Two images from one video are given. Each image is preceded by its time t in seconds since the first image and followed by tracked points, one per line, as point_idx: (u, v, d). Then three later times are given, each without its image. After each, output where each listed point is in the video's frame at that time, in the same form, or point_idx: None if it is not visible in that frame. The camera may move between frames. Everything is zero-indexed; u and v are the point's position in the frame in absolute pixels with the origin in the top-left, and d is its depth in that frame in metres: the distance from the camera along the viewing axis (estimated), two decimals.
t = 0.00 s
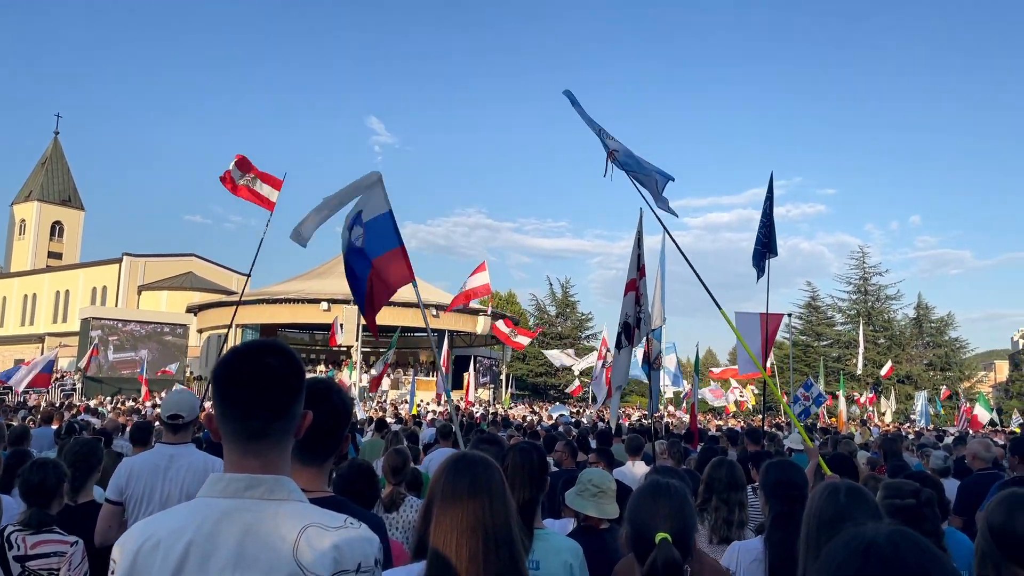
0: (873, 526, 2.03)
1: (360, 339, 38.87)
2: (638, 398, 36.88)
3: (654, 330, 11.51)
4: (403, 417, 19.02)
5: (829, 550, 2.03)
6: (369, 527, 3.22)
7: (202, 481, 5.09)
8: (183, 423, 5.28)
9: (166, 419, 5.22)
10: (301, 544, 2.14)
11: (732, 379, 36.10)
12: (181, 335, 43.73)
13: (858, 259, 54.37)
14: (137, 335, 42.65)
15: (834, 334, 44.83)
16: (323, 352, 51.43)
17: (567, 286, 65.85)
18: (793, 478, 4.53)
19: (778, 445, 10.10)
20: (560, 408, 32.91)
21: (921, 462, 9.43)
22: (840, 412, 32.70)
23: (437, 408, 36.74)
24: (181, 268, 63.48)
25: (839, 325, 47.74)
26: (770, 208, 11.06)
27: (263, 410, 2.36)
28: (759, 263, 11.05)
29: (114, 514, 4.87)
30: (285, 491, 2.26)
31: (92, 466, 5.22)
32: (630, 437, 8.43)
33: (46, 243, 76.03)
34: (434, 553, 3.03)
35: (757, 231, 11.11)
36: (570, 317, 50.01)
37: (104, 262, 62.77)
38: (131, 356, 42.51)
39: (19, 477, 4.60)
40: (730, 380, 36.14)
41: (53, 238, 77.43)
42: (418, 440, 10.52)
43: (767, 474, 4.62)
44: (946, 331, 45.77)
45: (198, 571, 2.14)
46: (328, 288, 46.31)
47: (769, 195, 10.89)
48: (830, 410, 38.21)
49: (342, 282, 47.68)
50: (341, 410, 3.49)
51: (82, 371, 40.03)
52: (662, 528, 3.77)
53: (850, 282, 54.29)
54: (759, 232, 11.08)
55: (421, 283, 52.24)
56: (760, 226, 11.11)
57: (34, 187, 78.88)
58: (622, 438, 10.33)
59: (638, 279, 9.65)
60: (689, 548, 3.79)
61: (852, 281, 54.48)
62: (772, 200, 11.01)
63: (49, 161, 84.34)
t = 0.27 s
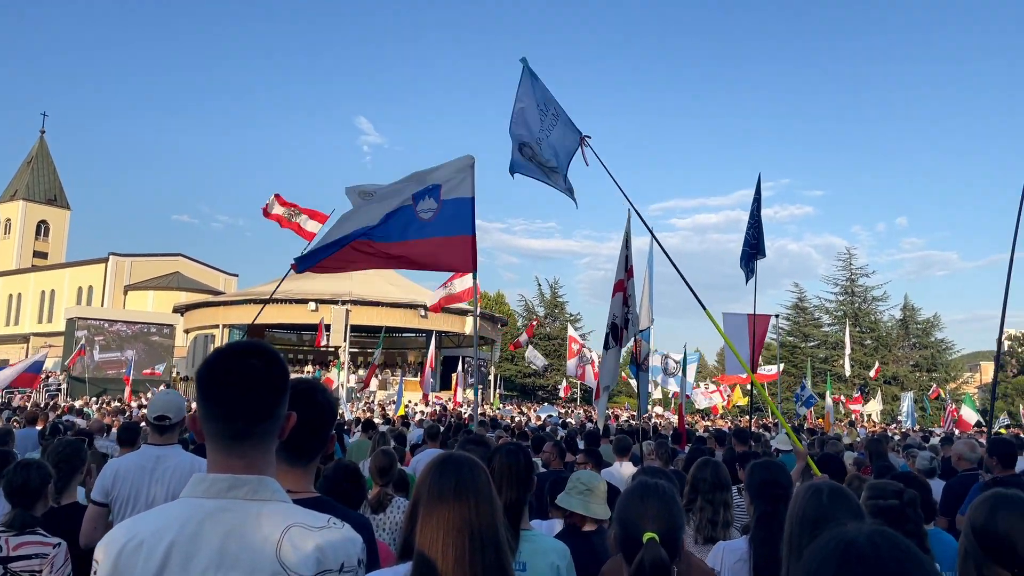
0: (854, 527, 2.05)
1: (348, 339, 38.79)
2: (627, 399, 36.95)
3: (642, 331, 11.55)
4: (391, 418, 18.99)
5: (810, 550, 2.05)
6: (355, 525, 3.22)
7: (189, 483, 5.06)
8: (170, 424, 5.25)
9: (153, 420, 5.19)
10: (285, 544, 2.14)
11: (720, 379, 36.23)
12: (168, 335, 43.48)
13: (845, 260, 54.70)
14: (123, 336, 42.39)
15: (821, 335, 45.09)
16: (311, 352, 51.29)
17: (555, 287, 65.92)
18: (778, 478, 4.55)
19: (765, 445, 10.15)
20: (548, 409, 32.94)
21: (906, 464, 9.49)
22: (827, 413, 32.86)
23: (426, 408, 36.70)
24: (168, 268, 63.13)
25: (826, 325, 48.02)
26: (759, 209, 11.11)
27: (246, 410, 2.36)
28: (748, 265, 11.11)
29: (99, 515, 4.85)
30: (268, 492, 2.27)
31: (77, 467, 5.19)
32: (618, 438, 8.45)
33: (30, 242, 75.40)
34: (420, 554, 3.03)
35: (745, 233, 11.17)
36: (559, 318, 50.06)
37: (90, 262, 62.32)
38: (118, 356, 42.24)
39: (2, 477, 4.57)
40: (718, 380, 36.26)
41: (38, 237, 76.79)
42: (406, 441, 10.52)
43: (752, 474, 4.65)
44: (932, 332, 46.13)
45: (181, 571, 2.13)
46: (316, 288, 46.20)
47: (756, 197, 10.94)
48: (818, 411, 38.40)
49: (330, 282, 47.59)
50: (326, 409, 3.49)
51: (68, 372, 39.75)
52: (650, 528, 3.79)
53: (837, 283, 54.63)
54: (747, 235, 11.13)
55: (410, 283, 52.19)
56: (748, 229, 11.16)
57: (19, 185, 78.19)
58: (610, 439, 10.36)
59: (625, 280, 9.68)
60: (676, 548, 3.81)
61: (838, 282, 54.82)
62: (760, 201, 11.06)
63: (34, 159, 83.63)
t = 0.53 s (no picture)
0: (839, 527, 2.06)
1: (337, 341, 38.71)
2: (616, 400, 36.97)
3: (631, 332, 11.58)
4: (380, 419, 19.03)
5: (798, 550, 2.06)
6: (344, 526, 3.22)
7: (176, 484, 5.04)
8: (158, 425, 5.23)
9: (141, 422, 5.17)
10: (273, 544, 2.14)
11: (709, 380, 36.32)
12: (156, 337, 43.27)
13: (833, 262, 54.99)
14: (111, 337, 42.19)
15: (809, 337, 45.29)
16: (300, 353, 51.18)
17: (545, 288, 65.99)
18: (765, 480, 4.57)
19: (753, 447, 10.17)
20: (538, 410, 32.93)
21: (893, 466, 9.53)
22: (815, 414, 32.99)
23: (414, 410, 36.64)
24: (156, 269, 62.85)
25: (814, 327, 48.24)
26: (748, 212, 11.16)
27: (234, 411, 2.36)
28: (738, 267, 11.15)
29: (87, 517, 4.82)
30: (257, 491, 2.27)
31: (65, 468, 5.17)
32: (607, 440, 8.46)
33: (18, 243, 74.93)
34: (410, 558, 3.03)
35: (736, 235, 11.20)
36: (549, 319, 50.09)
37: (78, 262, 61.97)
38: (105, 357, 42.03)
39: None
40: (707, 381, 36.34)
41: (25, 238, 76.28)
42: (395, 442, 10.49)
43: (739, 476, 4.67)
44: (920, 334, 46.43)
45: (168, 571, 2.13)
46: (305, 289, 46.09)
47: (747, 200, 10.99)
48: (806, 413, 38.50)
49: (320, 283, 47.50)
50: (316, 410, 3.48)
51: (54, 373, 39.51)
52: (639, 530, 3.80)
53: (825, 285, 54.93)
54: (738, 238, 11.17)
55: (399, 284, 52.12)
56: (738, 232, 11.20)
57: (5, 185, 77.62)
58: (600, 440, 10.38)
59: (616, 281, 9.68)
60: (665, 550, 3.81)
61: (826, 284, 55.12)
62: (750, 204, 11.10)
63: (22, 159, 83.14)
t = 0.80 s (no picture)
0: (828, 526, 2.07)
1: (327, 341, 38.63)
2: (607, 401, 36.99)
3: (622, 332, 11.60)
4: (370, 419, 19.00)
5: (790, 548, 2.06)
6: (335, 527, 3.21)
7: (167, 483, 5.02)
8: (149, 425, 5.21)
9: (132, 422, 5.15)
10: (264, 544, 2.13)
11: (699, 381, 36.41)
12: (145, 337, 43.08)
13: (823, 263, 55.23)
14: (100, 337, 41.95)
15: (799, 338, 45.49)
16: (290, 354, 51.03)
17: (536, 288, 66.00)
18: (755, 480, 4.59)
19: (744, 447, 10.19)
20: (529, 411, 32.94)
21: (881, 466, 9.58)
22: (805, 414, 33.12)
23: (405, 411, 36.57)
24: (145, 269, 62.54)
25: (804, 328, 48.40)
26: (739, 213, 11.18)
27: (224, 412, 2.34)
28: (729, 267, 11.18)
29: (76, 517, 4.79)
30: (247, 492, 2.26)
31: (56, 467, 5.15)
32: (599, 441, 8.47)
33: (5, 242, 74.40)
34: (401, 557, 3.02)
35: (727, 236, 11.23)
36: (540, 319, 50.10)
37: (66, 262, 61.61)
38: (93, 357, 41.81)
39: None
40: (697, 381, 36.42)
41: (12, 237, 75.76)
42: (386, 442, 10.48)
43: (729, 476, 4.68)
44: (909, 335, 46.69)
45: (159, 572, 2.12)
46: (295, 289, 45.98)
47: (738, 201, 11.02)
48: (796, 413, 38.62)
49: (310, 283, 47.38)
50: (307, 411, 3.47)
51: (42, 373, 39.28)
52: (630, 529, 3.81)
53: (815, 286, 55.14)
54: (729, 238, 11.20)
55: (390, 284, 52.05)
56: (729, 233, 11.24)
57: None
58: (591, 441, 10.39)
59: (608, 282, 9.69)
60: (657, 549, 3.82)
61: (816, 284, 55.34)
62: (740, 205, 11.13)
63: (10, 158, 82.61)
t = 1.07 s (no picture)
0: (816, 524, 2.08)
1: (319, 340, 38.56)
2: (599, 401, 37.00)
3: (615, 331, 11.62)
4: (362, 419, 18.99)
5: (782, 546, 2.07)
6: (329, 525, 3.21)
7: (159, 482, 5.01)
8: (141, 424, 5.20)
9: (124, 420, 5.14)
10: (257, 542, 2.13)
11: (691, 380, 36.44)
12: (136, 336, 42.94)
13: (815, 262, 55.39)
14: (91, 336, 41.79)
15: (791, 337, 45.62)
16: (282, 353, 50.92)
17: (529, 287, 66.02)
18: (749, 478, 4.62)
19: (737, 446, 10.21)
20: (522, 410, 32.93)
21: (874, 464, 9.62)
22: (797, 413, 33.19)
23: (398, 410, 36.52)
24: (137, 267, 62.31)
25: (796, 327, 48.53)
26: (733, 213, 11.20)
27: (216, 412, 2.34)
28: (722, 266, 11.20)
29: (67, 515, 4.77)
30: (241, 490, 2.25)
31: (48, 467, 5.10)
32: (592, 439, 8.47)
33: None
34: (394, 555, 3.02)
35: (721, 236, 11.25)
36: (533, 318, 50.09)
37: (57, 261, 61.34)
38: (84, 356, 41.64)
39: None
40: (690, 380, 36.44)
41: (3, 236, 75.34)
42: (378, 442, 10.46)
43: (722, 475, 4.70)
44: (900, 334, 46.86)
45: (152, 570, 2.12)
46: (288, 288, 45.88)
47: (731, 201, 11.05)
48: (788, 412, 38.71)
49: (303, 282, 47.29)
50: (301, 410, 3.46)
51: (33, 372, 39.10)
52: (624, 527, 3.82)
53: (807, 284, 55.28)
54: (722, 238, 11.24)
55: (382, 283, 51.99)
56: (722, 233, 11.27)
57: None
58: (584, 439, 10.40)
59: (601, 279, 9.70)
60: (652, 547, 3.82)
61: (808, 283, 55.50)
62: (734, 205, 11.16)
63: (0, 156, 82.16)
